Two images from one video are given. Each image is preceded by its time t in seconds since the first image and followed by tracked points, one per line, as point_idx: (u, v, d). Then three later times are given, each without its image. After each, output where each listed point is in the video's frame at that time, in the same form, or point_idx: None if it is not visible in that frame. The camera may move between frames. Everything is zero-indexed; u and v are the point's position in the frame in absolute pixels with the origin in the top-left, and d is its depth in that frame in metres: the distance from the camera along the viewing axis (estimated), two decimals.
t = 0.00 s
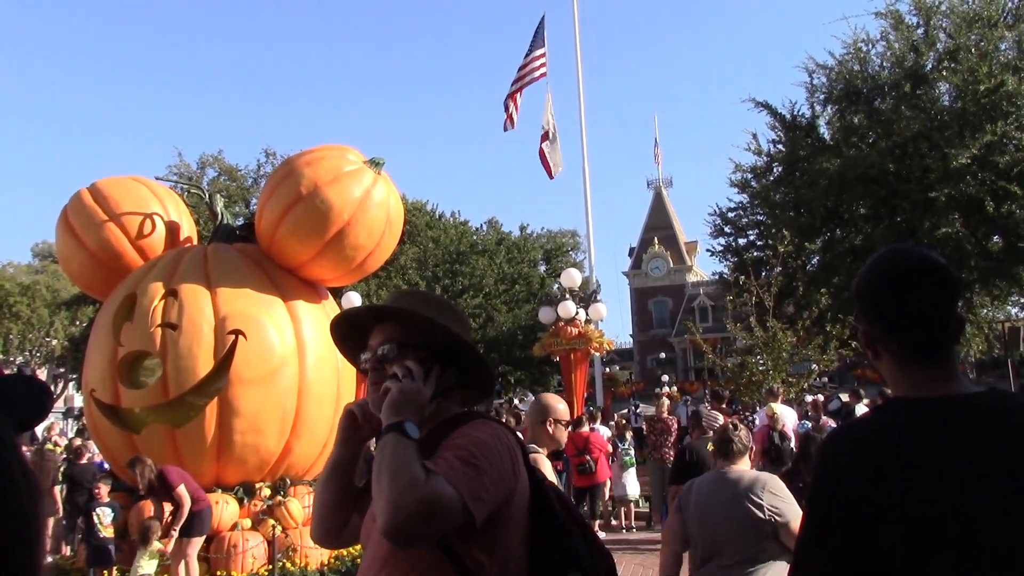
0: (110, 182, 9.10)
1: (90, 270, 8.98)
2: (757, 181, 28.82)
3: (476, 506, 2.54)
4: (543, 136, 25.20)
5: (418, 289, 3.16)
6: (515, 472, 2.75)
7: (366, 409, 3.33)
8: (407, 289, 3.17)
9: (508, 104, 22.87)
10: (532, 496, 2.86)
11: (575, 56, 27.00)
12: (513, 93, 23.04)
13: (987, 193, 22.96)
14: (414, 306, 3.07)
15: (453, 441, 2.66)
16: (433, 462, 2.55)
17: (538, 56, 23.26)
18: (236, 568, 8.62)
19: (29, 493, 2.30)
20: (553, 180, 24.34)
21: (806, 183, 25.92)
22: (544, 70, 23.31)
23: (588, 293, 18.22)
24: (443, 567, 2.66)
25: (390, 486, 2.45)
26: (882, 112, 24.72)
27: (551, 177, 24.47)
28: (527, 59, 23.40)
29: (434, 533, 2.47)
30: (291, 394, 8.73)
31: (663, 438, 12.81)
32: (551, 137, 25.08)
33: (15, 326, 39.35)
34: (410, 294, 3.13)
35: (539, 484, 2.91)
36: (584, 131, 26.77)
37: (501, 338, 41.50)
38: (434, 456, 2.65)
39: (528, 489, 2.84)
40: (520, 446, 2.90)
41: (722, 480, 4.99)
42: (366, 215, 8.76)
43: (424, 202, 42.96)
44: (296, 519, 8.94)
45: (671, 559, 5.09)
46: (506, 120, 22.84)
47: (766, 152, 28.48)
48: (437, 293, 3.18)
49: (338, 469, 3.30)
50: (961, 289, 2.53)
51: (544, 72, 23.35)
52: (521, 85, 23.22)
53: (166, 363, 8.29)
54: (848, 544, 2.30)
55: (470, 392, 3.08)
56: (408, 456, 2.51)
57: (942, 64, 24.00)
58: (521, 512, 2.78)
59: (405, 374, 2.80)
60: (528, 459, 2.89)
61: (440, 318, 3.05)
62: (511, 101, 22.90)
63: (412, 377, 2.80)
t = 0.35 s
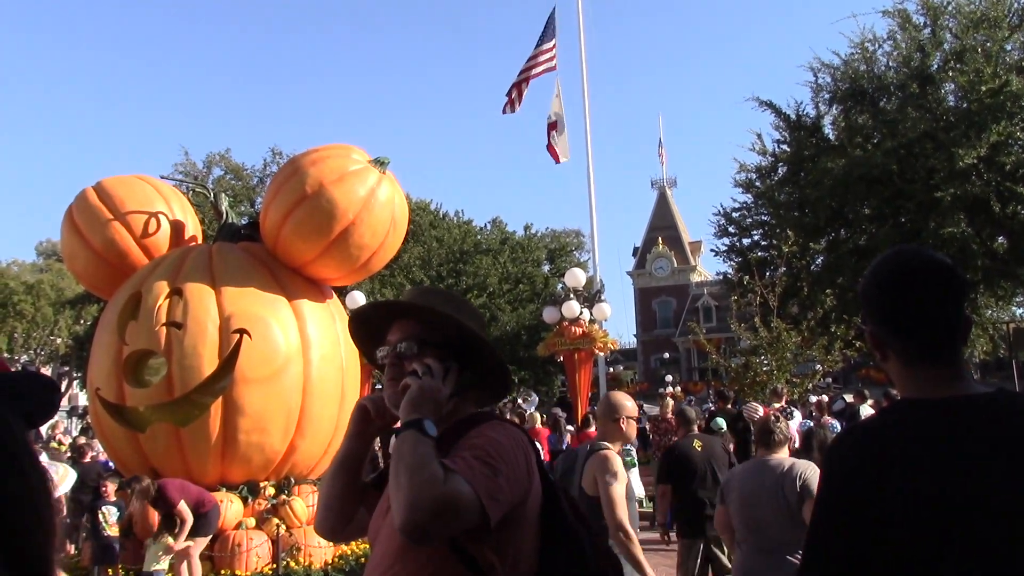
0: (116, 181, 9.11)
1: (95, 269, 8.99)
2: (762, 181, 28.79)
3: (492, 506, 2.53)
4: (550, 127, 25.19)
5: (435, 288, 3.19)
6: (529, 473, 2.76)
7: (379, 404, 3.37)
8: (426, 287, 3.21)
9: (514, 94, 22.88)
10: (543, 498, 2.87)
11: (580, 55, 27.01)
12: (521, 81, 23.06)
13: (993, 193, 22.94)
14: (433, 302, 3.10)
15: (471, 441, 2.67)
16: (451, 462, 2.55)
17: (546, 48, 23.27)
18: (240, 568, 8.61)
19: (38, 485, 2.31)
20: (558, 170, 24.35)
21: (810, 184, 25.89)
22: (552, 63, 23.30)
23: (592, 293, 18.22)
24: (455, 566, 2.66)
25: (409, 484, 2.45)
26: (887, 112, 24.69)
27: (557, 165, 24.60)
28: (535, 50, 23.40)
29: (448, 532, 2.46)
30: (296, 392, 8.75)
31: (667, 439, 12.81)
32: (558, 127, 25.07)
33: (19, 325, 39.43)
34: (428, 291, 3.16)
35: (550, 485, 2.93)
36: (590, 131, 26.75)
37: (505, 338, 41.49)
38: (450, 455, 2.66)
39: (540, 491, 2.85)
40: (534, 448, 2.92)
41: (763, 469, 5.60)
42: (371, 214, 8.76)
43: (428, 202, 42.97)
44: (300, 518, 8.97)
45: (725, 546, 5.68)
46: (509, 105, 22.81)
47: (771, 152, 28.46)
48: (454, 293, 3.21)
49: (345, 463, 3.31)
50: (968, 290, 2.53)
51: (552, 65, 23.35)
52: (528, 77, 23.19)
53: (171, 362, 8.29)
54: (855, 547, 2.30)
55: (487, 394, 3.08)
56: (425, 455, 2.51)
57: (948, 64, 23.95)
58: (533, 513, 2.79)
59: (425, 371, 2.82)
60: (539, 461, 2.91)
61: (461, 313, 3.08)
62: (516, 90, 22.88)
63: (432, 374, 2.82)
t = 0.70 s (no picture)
0: (120, 182, 9.12)
1: (100, 270, 9.00)
2: (765, 179, 28.74)
3: (502, 507, 2.53)
4: (556, 118, 25.18)
5: (454, 287, 3.18)
6: (541, 473, 2.76)
7: (393, 402, 3.37)
8: (444, 285, 3.19)
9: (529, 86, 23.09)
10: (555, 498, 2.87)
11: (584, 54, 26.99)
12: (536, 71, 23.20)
13: (997, 190, 22.85)
14: (452, 301, 3.09)
15: (481, 442, 2.67)
16: (462, 462, 2.55)
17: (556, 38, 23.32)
18: (246, 568, 8.58)
19: (46, 479, 2.35)
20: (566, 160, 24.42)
21: (815, 181, 25.85)
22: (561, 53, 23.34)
23: (596, 292, 18.20)
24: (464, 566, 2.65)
25: (419, 484, 2.44)
26: (892, 109, 24.67)
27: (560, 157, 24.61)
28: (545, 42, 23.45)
29: (458, 533, 2.45)
30: (302, 393, 8.76)
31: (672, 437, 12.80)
32: (564, 118, 25.07)
33: (25, 327, 39.46)
34: (447, 290, 3.14)
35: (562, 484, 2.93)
36: (593, 130, 26.77)
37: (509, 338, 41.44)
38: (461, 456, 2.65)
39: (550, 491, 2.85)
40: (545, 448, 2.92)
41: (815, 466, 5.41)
42: (375, 214, 8.76)
43: (432, 202, 42.95)
44: (305, 518, 9.05)
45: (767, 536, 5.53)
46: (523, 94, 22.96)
47: (775, 150, 28.42)
48: (472, 293, 3.20)
49: (357, 460, 3.31)
50: (976, 286, 2.52)
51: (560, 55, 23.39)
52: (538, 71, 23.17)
53: (177, 363, 8.30)
54: (862, 549, 2.29)
55: (498, 394, 3.07)
56: (438, 454, 2.50)
57: (953, 61, 23.89)
58: (544, 513, 2.78)
59: (439, 372, 2.82)
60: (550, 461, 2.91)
61: (480, 315, 3.08)
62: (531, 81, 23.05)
63: (445, 375, 2.82)
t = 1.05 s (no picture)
0: (122, 183, 9.13)
1: (102, 271, 9.01)
2: (767, 176, 28.74)
3: (480, 507, 2.53)
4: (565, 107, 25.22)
5: (467, 288, 3.16)
6: (533, 470, 2.74)
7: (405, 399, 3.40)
8: (459, 286, 3.18)
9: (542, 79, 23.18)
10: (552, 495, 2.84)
11: (585, 50, 26.96)
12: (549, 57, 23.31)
13: (1000, 186, 22.80)
14: (460, 305, 3.07)
15: (467, 441, 2.65)
16: (442, 463, 2.56)
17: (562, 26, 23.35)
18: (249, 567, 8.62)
19: (46, 479, 2.38)
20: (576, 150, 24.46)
21: (817, 178, 25.85)
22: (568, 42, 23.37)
23: (598, 290, 18.21)
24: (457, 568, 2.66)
25: (395, 485, 2.47)
26: (893, 106, 24.67)
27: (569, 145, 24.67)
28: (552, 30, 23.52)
29: (436, 533, 2.46)
30: (304, 392, 8.75)
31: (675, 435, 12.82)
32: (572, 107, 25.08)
33: (27, 328, 39.53)
34: (459, 291, 3.14)
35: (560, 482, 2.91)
36: (594, 127, 26.81)
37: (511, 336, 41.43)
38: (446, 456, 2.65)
39: (546, 488, 2.81)
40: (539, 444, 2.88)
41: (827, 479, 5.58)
42: (377, 213, 8.76)
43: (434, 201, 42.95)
44: (308, 517, 9.06)
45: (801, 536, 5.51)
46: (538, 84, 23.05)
47: (776, 148, 28.40)
48: (485, 296, 3.18)
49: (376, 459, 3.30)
50: (980, 283, 2.51)
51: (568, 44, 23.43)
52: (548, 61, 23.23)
53: (178, 362, 8.32)
54: (858, 550, 2.29)
55: (502, 392, 3.04)
56: (415, 456, 2.51)
57: (954, 57, 23.92)
58: (538, 511, 2.76)
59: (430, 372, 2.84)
60: (545, 458, 2.87)
61: (487, 325, 3.05)
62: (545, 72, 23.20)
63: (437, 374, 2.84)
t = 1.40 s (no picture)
0: (122, 179, 9.13)
1: (104, 267, 9.02)
2: (768, 173, 28.75)
3: (435, 503, 2.48)
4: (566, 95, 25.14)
5: (479, 288, 3.07)
6: (503, 472, 2.61)
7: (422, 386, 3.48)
8: (470, 285, 3.08)
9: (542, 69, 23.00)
10: (535, 492, 2.70)
11: (586, 46, 26.92)
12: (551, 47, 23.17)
13: (1001, 182, 22.78)
14: (465, 309, 2.99)
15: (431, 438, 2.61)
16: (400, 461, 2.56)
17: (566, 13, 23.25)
18: (250, 564, 8.66)
19: (43, 477, 2.37)
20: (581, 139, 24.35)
21: (817, 175, 25.86)
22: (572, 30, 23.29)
23: (598, 286, 18.20)
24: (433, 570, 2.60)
25: (350, 486, 2.52)
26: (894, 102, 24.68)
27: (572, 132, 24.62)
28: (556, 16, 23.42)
29: (388, 531, 2.44)
30: (303, 388, 8.74)
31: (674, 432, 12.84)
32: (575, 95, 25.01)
33: (28, 324, 39.55)
34: (470, 291, 3.05)
35: (545, 479, 2.72)
36: (594, 123, 26.84)
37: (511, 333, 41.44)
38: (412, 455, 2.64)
39: (526, 486, 2.67)
40: (518, 441, 2.72)
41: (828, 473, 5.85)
42: (377, 209, 8.76)
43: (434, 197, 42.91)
44: (309, 514, 9.03)
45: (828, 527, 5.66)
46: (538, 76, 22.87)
47: (777, 144, 28.41)
48: (499, 298, 3.09)
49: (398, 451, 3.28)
50: (979, 278, 2.52)
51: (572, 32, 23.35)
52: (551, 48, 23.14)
53: (179, 358, 8.32)
54: (854, 548, 2.30)
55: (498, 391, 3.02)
56: (369, 458, 2.56)
57: (955, 53, 23.91)
58: (510, 512, 2.63)
59: (411, 368, 2.92)
60: (525, 454, 2.71)
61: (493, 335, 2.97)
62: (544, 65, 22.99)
63: (417, 371, 2.91)
